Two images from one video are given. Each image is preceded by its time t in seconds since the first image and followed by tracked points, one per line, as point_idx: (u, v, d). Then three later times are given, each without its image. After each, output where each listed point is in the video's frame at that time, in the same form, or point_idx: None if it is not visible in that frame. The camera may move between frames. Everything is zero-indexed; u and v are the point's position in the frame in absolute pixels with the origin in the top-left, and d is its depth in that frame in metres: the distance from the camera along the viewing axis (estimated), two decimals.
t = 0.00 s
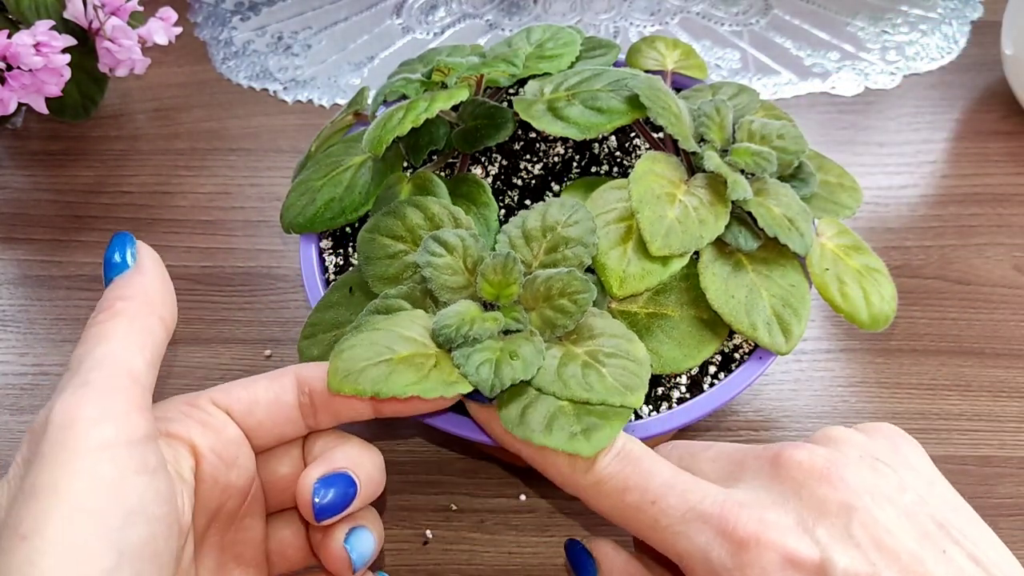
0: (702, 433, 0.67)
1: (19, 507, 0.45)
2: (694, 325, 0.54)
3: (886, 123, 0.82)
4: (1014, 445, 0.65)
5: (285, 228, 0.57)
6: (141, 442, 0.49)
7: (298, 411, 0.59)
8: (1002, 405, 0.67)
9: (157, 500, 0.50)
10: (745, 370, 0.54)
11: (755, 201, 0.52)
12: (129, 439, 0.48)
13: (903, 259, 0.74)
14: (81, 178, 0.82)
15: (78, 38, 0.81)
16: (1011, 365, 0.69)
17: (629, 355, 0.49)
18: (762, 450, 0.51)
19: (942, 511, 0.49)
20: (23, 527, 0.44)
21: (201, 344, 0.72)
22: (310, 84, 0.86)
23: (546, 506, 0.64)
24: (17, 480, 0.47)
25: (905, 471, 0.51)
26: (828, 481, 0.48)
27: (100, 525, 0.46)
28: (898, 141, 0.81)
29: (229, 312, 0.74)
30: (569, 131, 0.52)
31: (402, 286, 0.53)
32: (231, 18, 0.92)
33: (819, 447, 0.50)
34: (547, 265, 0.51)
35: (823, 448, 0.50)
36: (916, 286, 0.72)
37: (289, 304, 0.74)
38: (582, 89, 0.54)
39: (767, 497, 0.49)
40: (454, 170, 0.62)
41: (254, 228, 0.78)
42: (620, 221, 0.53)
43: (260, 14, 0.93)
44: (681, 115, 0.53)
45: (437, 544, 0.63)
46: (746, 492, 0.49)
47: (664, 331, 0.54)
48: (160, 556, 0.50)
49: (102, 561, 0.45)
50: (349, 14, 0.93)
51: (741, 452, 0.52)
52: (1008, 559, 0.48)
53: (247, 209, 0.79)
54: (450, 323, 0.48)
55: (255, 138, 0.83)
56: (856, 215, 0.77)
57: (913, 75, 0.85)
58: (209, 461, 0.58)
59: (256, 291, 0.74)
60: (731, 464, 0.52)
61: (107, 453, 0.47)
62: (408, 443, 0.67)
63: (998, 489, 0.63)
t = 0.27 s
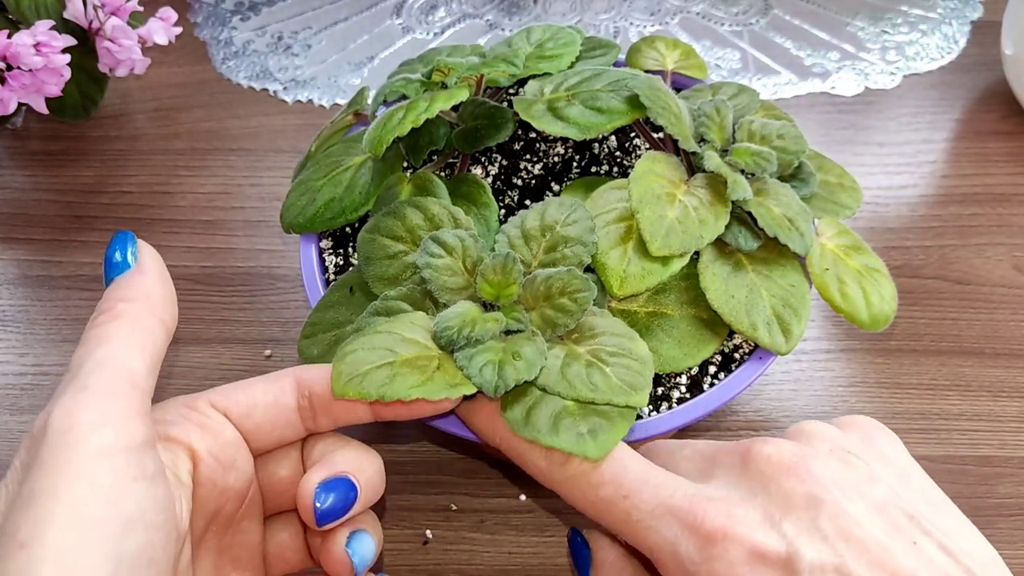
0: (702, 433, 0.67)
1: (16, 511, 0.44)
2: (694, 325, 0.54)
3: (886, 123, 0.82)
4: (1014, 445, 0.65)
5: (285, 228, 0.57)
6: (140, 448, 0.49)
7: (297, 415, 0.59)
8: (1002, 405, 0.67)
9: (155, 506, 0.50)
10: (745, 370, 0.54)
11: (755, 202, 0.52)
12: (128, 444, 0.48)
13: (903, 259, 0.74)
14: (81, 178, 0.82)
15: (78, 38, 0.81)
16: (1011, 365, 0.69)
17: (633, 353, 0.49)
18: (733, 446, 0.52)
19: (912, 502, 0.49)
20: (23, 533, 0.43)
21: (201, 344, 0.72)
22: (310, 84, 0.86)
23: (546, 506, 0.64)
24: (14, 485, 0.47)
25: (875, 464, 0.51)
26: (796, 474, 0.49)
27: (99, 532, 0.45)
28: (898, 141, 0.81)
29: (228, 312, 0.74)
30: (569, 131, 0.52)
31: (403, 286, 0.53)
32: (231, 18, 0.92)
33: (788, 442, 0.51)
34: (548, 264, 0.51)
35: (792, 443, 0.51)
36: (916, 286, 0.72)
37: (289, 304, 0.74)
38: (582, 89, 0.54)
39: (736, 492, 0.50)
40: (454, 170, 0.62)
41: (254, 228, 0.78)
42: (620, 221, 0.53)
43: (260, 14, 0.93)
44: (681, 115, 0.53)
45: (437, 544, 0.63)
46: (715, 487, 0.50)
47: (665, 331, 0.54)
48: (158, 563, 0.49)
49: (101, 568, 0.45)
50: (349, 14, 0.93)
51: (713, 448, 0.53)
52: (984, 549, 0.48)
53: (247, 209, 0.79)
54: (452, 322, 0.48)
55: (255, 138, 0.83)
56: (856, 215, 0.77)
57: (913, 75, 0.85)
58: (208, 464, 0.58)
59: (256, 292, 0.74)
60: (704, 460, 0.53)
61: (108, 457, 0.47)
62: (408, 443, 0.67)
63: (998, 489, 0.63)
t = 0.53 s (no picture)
0: (702, 433, 0.67)
1: None
2: (694, 325, 0.54)
3: (885, 123, 0.82)
4: (1014, 445, 0.65)
5: (285, 228, 0.57)
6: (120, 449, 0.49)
7: (290, 413, 0.59)
8: (1002, 405, 0.67)
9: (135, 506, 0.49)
10: (745, 370, 0.54)
11: (755, 201, 0.52)
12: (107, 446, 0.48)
13: (902, 259, 0.74)
14: (82, 178, 0.82)
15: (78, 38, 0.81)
16: (1011, 365, 0.69)
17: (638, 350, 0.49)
18: (812, 479, 0.48)
19: (990, 547, 0.45)
20: None
21: (201, 344, 0.72)
22: (310, 84, 0.86)
23: (546, 506, 0.64)
24: None
25: (951, 502, 0.47)
26: (887, 522, 0.44)
27: (76, 532, 0.45)
28: (898, 141, 0.81)
29: (228, 313, 0.74)
30: (569, 131, 0.52)
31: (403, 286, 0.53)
32: (231, 18, 0.92)
33: (873, 481, 0.47)
34: (548, 262, 0.51)
35: (879, 482, 0.47)
36: (915, 286, 0.72)
37: (289, 304, 0.74)
38: (582, 90, 0.54)
39: (823, 533, 0.45)
40: (454, 170, 0.62)
41: (254, 228, 0.78)
42: (620, 220, 0.53)
43: (260, 14, 0.93)
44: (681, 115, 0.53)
45: (437, 544, 0.63)
46: (800, 527, 0.45)
47: (665, 330, 0.54)
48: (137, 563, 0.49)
49: (76, 568, 0.44)
50: (349, 14, 0.93)
51: (788, 479, 0.49)
52: None
53: (247, 209, 0.79)
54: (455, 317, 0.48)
55: (255, 138, 0.83)
56: (856, 215, 0.77)
57: (913, 75, 0.85)
58: (197, 463, 0.58)
59: (256, 292, 0.74)
60: (776, 490, 0.49)
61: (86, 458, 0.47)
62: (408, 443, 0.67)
63: (998, 489, 0.63)
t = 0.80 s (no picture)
0: (701, 433, 0.67)
1: None
2: (695, 325, 0.54)
3: (886, 123, 0.82)
4: (1014, 445, 0.65)
5: (284, 228, 0.57)
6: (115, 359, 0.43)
7: (286, 357, 0.56)
8: (1002, 405, 0.67)
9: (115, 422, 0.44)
10: (744, 370, 0.54)
11: (755, 201, 0.52)
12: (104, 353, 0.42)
13: (903, 259, 0.74)
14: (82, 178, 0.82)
15: (78, 38, 0.80)
16: (1011, 365, 0.69)
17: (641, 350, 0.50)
18: (817, 473, 0.47)
19: (998, 543, 0.45)
20: None
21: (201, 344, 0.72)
22: (310, 84, 0.86)
23: (546, 506, 0.64)
24: None
25: (957, 497, 0.47)
26: (893, 514, 0.43)
27: (59, 449, 0.40)
28: (898, 141, 0.81)
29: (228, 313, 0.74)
30: (569, 131, 0.52)
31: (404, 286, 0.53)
32: (231, 18, 0.92)
33: (879, 476, 0.46)
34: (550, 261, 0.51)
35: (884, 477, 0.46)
36: (915, 286, 0.72)
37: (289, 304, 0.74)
38: (582, 90, 0.54)
39: (826, 526, 0.44)
40: (454, 170, 0.62)
41: (254, 229, 0.78)
42: (620, 220, 0.53)
43: (261, 14, 0.93)
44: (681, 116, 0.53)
45: (437, 544, 0.63)
46: (805, 520, 0.44)
47: (666, 330, 0.54)
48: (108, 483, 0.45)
49: (54, 487, 0.41)
50: (349, 14, 0.93)
51: (794, 474, 0.48)
52: None
53: (247, 209, 0.79)
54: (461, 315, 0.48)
55: (256, 138, 0.83)
56: (857, 215, 0.77)
57: (913, 75, 0.85)
58: (179, 377, 0.54)
59: (256, 292, 0.74)
60: (785, 486, 0.48)
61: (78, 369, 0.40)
62: (409, 444, 0.67)
63: (998, 489, 0.63)
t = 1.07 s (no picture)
0: (701, 433, 0.67)
1: None
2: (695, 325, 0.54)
3: (886, 122, 0.82)
4: (1014, 445, 0.65)
5: (284, 228, 0.57)
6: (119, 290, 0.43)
7: (301, 313, 0.55)
8: (1002, 405, 0.67)
9: (112, 351, 0.45)
10: (745, 370, 0.54)
11: (756, 202, 0.52)
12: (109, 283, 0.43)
13: (903, 259, 0.74)
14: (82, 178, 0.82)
15: (78, 38, 0.80)
16: (1011, 365, 0.69)
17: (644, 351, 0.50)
18: (791, 500, 0.48)
19: (967, 567, 0.47)
20: None
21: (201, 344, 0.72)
22: (310, 84, 0.86)
23: (546, 506, 0.64)
24: None
25: (931, 522, 0.49)
26: (865, 540, 0.45)
27: (53, 366, 0.41)
28: (898, 141, 0.81)
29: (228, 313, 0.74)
30: (569, 131, 0.52)
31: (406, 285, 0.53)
32: (231, 18, 0.92)
33: (851, 502, 0.47)
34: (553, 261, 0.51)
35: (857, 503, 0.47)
36: (915, 286, 0.72)
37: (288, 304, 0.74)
38: (581, 90, 0.54)
39: (800, 553, 0.45)
40: (454, 170, 0.62)
41: (254, 229, 0.78)
42: (624, 222, 0.53)
43: (261, 14, 0.93)
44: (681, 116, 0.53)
45: (437, 545, 0.63)
46: (780, 546, 0.45)
47: (667, 330, 0.54)
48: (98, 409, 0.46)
49: (41, 403, 0.41)
50: (349, 14, 0.93)
51: (769, 500, 0.50)
52: None
53: (247, 209, 0.79)
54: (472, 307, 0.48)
55: (256, 138, 0.83)
56: (857, 214, 0.77)
57: (913, 75, 0.85)
58: (194, 316, 0.53)
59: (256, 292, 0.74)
60: (759, 512, 0.49)
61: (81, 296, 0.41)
62: (409, 444, 0.67)
63: (998, 489, 0.63)
